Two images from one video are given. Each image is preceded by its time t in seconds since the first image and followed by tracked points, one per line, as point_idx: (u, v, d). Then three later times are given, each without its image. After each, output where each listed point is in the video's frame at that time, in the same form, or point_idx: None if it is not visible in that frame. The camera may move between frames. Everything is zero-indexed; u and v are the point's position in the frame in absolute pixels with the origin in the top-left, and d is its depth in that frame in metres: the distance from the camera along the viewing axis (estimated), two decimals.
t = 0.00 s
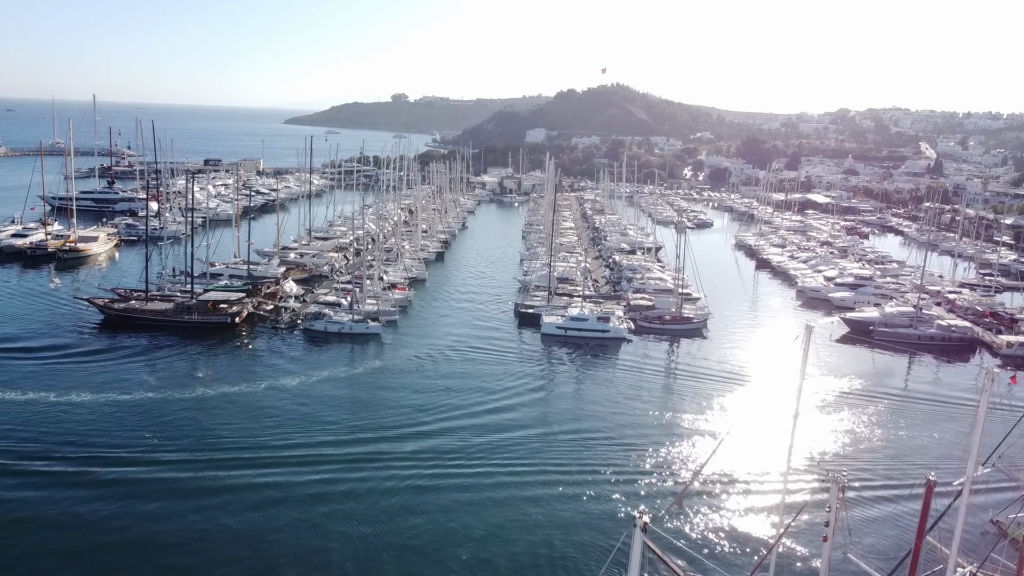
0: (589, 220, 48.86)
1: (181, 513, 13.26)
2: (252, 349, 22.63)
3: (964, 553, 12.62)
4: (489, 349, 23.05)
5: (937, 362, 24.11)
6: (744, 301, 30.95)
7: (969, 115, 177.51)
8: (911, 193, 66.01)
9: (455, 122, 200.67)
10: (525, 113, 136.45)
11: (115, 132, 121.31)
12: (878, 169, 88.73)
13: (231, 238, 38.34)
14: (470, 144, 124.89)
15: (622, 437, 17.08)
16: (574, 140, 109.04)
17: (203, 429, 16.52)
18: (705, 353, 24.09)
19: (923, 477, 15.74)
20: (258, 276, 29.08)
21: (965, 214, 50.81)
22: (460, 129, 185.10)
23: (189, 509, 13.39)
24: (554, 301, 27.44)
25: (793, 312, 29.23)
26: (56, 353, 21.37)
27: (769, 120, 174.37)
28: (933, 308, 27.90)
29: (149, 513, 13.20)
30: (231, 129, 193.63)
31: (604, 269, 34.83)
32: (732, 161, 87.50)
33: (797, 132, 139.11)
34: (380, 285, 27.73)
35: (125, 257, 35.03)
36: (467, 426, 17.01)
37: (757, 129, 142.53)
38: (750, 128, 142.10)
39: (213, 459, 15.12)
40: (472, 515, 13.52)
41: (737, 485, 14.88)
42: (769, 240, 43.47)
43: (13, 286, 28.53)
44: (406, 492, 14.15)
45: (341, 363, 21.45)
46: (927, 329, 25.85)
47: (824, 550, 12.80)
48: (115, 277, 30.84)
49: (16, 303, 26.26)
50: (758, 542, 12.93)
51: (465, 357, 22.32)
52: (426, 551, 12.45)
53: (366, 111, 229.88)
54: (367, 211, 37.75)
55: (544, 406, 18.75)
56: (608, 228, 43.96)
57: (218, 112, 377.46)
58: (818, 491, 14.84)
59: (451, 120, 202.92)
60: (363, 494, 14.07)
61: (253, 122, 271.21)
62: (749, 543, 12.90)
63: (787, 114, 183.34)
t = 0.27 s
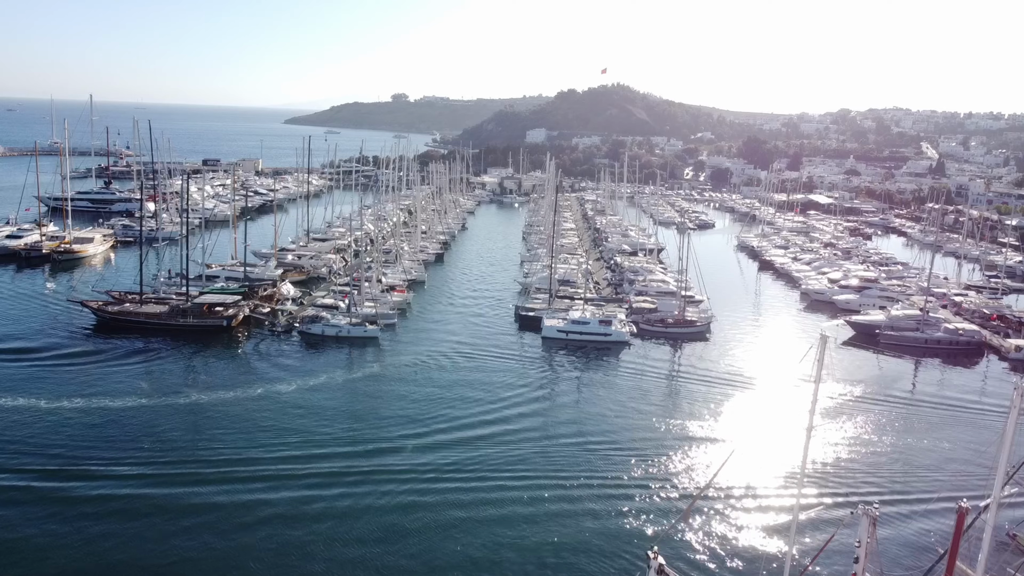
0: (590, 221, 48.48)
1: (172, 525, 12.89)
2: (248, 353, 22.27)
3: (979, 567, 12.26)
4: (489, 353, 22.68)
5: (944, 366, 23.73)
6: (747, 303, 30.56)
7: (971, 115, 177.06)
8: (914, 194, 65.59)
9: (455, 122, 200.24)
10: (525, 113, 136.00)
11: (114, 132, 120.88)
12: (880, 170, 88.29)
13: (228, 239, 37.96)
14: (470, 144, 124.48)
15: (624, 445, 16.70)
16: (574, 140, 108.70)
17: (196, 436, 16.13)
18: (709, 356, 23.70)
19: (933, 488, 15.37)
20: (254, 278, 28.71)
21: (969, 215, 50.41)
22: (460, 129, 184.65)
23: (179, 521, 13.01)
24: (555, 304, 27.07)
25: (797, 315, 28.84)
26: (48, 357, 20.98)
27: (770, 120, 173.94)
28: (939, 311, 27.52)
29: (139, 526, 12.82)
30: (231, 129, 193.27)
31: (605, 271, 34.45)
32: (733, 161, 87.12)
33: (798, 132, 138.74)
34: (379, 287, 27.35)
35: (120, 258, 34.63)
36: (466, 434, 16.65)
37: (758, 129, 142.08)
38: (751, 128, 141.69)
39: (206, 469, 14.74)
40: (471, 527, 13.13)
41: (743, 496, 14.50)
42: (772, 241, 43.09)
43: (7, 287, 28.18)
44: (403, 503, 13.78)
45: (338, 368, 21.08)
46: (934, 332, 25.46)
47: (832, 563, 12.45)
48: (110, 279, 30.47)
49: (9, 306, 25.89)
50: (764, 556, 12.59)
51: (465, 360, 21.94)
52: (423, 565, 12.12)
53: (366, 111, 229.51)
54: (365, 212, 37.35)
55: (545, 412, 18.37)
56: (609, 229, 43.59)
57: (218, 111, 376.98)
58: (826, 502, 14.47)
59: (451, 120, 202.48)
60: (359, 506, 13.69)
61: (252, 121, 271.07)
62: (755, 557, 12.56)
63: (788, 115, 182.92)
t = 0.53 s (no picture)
0: (591, 222, 48.12)
1: (163, 533, 12.50)
2: (245, 356, 21.91)
3: None
4: (489, 357, 22.32)
5: (952, 371, 23.36)
6: (750, 305, 30.17)
7: (972, 117, 176.74)
8: (917, 196, 65.24)
9: (455, 122, 199.84)
10: (526, 113, 135.57)
11: (114, 132, 120.45)
12: (882, 171, 87.95)
13: (226, 240, 37.58)
14: (471, 144, 124.14)
15: (628, 453, 16.34)
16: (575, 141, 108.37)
17: (190, 442, 15.76)
18: (712, 360, 23.32)
19: (945, 499, 15.01)
20: (251, 280, 28.35)
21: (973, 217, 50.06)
22: (461, 129, 184.24)
23: (171, 529, 12.63)
24: (556, 307, 26.71)
25: (802, 318, 28.48)
26: (40, 359, 20.59)
27: (771, 120, 173.55)
28: (946, 315, 27.15)
29: (130, 534, 12.44)
30: (231, 129, 192.90)
31: (607, 273, 34.08)
32: (735, 162, 86.78)
33: (799, 133, 138.39)
34: (377, 289, 27.01)
35: (117, 259, 34.26)
36: (466, 440, 16.31)
37: (759, 130, 141.73)
38: (752, 129, 141.35)
39: (199, 475, 14.36)
40: (471, 537, 12.74)
41: (751, 508, 14.14)
42: (775, 243, 42.71)
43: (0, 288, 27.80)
44: (401, 511, 13.39)
45: (335, 372, 20.71)
46: (942, 336, 25.07)
47: None
48: (105, 280, 30.08)
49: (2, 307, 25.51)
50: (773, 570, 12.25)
51: (465, 365, 21.56)
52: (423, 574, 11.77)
53: (366, 111, 229.14)
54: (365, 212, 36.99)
55: (546, 417, 18.01)
56: (610, 230, 43.23)
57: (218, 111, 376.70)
58: (836, 513, 14.10)
59: (451, 120, 202.09)
60: (356, 513, 13.30)
61: (252, 121, 270.81)
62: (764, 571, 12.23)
63: (789, 116, 182.55)
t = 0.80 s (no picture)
0: (589, 223, 47.82)
1: (152, 548, 12.16)
2: (238, 359, 21.59)
3: None
4: (486, 361, 22.02)
5: (954, 376, 23.12)
6: (750, 308, 29.90)
7: (969, 118, 176.91)
8: (915, 197, 65.10)
9: (452, 122, 199.42)
10: (523, 113, 135.23)
11: (109, 133, 119.89)
12: (880, 172, 87.84)
13: (220, 241, 37.22)
14: (468, 145, 123.71)
15: (627, 460, 16.05)
16: (573, 141, 108.08)
17: (180, 451, 15.43)
18: (711, 364, 23.04)
19: (951, 508, 14.77)
20: (245, 282, 28.01)
21: (972, 219, 49.90)
22: (457, 129, 183.81)
23: (160, 543, 12.30)
24: (554, 310, 26.43)
25: (802, 321, 28.22)
26: (29, 363, 20.22)
27: (769, 121, 173.50)
28: (948, 319, 26.93)
29: (117, 549, 12.10)
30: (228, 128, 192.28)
31: (605, 275, 33.81)
32: (733, 163, 86.59)
33: (797, 134, 138.32)
34: (373, 291, 26.70)
35: (110, 260, 33.86)
36: (463, 448, 16.03)
37: (757, 131, 141.62)
38: (750, 130, 141.25)
39: (189, 486, 14.03)
40: (467, 550, 12.45)
41: (753, 518, 13.89)
42: (774, 244, 42.47)
43: None
44: (395, 523, 13.09)
45: (330, 376, 20.40)
46: (943, 340, 24.84)
47: None
48: (97, 282, 29.71)
49: None
50: None
51: (462, 369, 21.26)
52: None
53: (363, 111, 228.57)
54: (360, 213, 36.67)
55: (544, 424, 17.74)
56: (608, 232, 42.96)
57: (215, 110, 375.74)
58: (840, 523, 13.84)
59: (448, 120, 201.65)
60: (350, 526, 13.00)
61: (249, 120, 269.97)
62: None
63: (786, 117, 182.49)
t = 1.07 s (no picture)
0: (587, 223, 47.68)
1: (146, 553, 11.99)
2: (234, 360, 21.42)
3: None
4: (484, 362, 21.89)
5: (954, 376, 23.03)
6: (748, 309, 29.78)
7: (966, 119, 177.06)
8: (914, 197, 65.04)
9: (450, 122, 199.10)
10: (521, 113, 134.99)
11: (104, 132, 119.33)
12: (878, 172, 87.78)
13: (216, 241, 37.02)
14: (466, 145, 123.49)
15: (626, 462, 15.91)
16: (570, 141, 107.91)
17: (175, 455, 15.24)
18: (710, 364, 22.90)
19: (952, 512, 14.67)
20: (241, 283, 27.83)
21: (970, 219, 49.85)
22: (455, 129, 183.48)
23: (154, 547, 12.16)
24: (552, 310, 26.30)
25: (801, 322, 28.11)
26: (23, 364, 20.01)
27: (766, 121, 173.55)
28: (947, 320, 26.84)
29: (111, 554, 11.94)
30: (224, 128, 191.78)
31: (603, 275, 33.68)
32: (731, 163, 86.50)
33: (795, 134, 138.24)
34: (370, 292, 26.53)
35: (105, 261, 33.63)
36: (461, 452, 15.90)
37: (755, 131, 141.56)
38: (748, 130, 141.20)
39: (184, 491, 13.85)
40: (465, 554, 12.33)
41: (753, 521, 13.78)
42: (772, 244, 42.38)
43: None
44: (393, 528, 12.95)
45: (326, 377, 20.24)
46: (943, 341, 24.74)
47: None
48: (92, 282, 29.50)
49: None
50: None
51: (460, 370, 21.13)
52: None
53: (360, 110, 228.13)
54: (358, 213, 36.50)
55: (542, 425, 17.60)
56: (606, 232, 42.83)
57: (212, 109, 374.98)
58: (842, 528, 13.72)
59: (446, 120, 201.34)
60: (347, 530, 12.85)
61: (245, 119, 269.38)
62: None
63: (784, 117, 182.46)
